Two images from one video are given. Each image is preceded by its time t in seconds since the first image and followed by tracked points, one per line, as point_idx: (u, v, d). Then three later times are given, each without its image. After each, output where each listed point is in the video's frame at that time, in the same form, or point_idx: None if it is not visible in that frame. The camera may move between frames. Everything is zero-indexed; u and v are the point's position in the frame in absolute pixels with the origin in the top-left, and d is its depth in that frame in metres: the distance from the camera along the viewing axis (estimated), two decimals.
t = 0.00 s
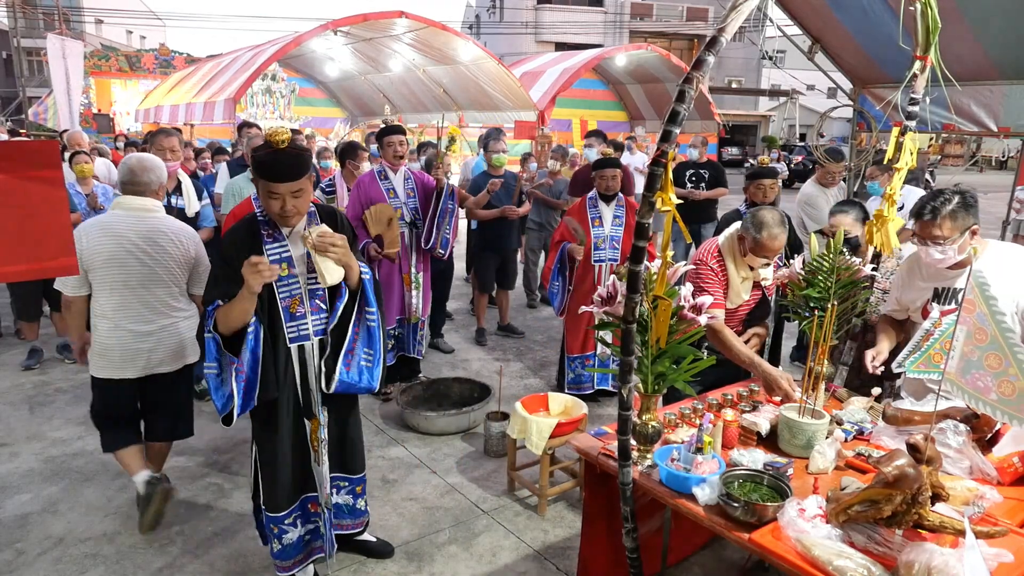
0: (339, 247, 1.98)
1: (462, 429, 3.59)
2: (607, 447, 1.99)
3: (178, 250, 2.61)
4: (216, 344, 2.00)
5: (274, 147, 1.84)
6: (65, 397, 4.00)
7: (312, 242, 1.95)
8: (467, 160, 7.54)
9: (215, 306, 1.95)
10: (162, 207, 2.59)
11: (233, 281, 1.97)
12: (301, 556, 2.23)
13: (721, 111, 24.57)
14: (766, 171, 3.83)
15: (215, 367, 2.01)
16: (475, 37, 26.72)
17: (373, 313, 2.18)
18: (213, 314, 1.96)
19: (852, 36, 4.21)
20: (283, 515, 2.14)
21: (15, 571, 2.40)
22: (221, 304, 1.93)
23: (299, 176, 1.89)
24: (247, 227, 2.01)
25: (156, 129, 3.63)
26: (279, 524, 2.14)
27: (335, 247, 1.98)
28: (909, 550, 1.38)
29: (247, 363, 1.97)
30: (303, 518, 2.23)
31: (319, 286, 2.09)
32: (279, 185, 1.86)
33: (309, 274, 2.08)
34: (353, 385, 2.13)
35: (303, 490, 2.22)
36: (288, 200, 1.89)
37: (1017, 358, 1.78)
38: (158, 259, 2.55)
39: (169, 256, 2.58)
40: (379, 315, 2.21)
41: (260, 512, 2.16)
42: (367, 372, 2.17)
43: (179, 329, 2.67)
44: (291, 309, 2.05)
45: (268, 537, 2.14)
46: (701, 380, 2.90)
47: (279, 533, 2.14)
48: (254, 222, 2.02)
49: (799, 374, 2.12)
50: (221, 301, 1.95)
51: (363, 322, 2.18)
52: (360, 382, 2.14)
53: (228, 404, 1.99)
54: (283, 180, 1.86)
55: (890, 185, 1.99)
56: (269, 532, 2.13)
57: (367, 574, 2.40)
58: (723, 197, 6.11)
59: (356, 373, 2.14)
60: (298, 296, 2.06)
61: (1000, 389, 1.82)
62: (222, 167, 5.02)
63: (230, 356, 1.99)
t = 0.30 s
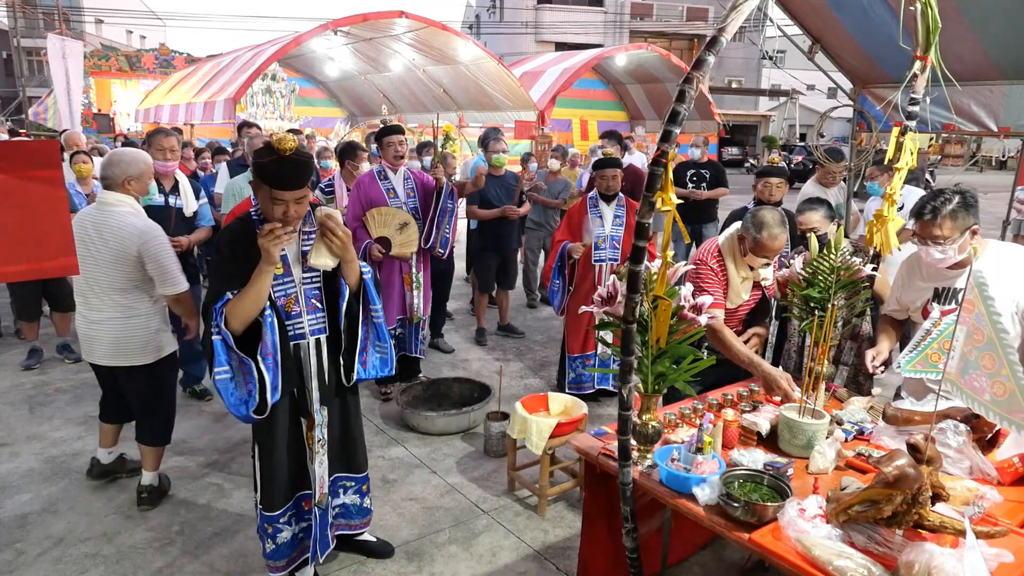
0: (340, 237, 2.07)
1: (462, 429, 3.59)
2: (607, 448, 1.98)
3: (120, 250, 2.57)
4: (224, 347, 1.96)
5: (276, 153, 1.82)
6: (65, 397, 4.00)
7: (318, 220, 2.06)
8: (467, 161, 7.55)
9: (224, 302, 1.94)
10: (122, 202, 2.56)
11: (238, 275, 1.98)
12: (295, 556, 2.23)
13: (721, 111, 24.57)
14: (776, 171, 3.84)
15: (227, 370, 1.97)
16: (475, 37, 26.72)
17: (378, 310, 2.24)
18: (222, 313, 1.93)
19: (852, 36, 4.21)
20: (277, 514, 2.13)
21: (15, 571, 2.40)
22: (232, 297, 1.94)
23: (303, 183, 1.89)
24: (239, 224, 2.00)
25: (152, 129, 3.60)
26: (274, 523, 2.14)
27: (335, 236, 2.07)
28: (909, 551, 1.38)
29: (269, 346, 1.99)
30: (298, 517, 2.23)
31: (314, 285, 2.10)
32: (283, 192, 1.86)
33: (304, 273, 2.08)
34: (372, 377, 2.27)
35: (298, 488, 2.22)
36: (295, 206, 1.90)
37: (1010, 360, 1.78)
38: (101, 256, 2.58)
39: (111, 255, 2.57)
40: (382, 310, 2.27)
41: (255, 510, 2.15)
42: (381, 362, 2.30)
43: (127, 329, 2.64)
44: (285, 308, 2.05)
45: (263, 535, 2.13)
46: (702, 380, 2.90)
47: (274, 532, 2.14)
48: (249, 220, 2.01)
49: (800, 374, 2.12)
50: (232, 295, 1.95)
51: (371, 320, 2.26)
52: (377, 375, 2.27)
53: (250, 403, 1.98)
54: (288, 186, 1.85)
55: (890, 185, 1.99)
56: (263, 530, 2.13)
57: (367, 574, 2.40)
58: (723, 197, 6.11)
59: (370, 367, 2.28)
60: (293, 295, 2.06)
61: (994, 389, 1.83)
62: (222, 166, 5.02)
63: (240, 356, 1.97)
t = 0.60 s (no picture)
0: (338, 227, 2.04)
1: (462, 429, 3.59)
2: (607, 448, 1.99)
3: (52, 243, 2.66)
4: (233, 345, 1.94)
5: (283, 169, 1.82)
6: (65, 397, 4.00)
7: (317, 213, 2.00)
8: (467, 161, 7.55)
9: (230, 303, 1.92)
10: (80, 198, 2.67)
11: (239, 274, 1.96)
12: (292, 555, 2.22)
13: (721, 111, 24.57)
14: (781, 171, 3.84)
15: (239, 369, 1.95)
16: (475, 38, 26.72)
17: (366, 309, 2.17)
18: (231, 311, 1.91)
19: (852, 36, 4.21)
20: (275, 513, 2.13)
21: (16, 571, 2.40)
22: (240, 294, 1.93)
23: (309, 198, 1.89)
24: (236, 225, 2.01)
25: (149, 128, 3.56)
26: (272, 522, 2.13)
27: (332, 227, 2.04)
28: (909, 551, 1.37)
29: (282, 338, 2.00)
30: (295, 517, 2.22)
31: (312, 285, 2.12)
32: (292, 208, 1.86)
33: (303, 273, 2.10)
34: (339, 382, 2.10)
35: (295, 488, 2.21)
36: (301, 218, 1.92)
37: (1008, 360, 1.77)
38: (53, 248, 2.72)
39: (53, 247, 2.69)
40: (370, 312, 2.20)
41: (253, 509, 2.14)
42: (357, 370, 2.15)
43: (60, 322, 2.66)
44: (285, 308, 2.05)
45: (260, 535, 2.13)
46: (702, 380, 2.90)
47: (271, 531, 2.13)
48: (249, 221, 2.01)
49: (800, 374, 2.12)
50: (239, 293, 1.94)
51: (356, 320, 2.17)
52: (349, 381, 2.11)
53: (270, 401, 1.97)
54: (297, 203, 1.86)
55: (890, 185, 1.99)
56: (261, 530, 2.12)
57: (367, 574, 2.40)
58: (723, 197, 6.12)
59: (344, 372, 2.11)
60: (292, 295, 2.07)
61: (991, 389, 1.82)
62: (222, 166, 5.02)
63: (249, 351, 1.96)
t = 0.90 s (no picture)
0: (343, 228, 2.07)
1: (462, 429, 3.59)
2: (607, 448, 1.99)
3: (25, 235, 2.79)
4: (237, 346, 1.93)
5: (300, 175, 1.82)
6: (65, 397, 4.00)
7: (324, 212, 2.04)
8: (468, 160, 7.55)
9: (236, 305, 1.91)
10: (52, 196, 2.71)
11: (240, 274, 1.96)
12: (286, 557, 2.22)
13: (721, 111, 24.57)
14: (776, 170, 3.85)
15: (242, 371, 1.94)
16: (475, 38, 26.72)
17: (364, 310, 2.17)
18: (238, 312, 1.91)
19: (852, 36, 4.21)
20: (271, 513, 2.13)
21: (16, 571, 2.40)
22: (247, 294, 1.92)
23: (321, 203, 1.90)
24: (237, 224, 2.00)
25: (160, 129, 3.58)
26: (267, 522, 2.13)
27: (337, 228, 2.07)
28: (909, 551, 1.37)
29: (287, 334, 2.03)
30: (290, 519, 2.22)
31: (313, 286, 2.12)
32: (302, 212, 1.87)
33: (304, 274, 2.09)
34: (338, 381, 2.11)
35: (291, 489, 2.21)
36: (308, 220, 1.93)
37: (1009, 360, 1.77)
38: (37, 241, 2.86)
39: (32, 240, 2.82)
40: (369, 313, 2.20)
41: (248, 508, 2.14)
42: (353, 369, 2.16)
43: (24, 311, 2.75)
44: (285, 308, 2.05)
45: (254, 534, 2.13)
46: (702, 380, 2.90)
47: (265, 531, 2.13)
48: (249, 221, 2.01)
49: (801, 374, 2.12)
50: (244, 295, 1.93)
51: (354, 320, 2.17)
52: (347, 381, 2.13)
53: (271, 403, 1.98)
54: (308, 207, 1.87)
55: (890, 185, 1.98)
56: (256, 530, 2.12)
57: (367, 574, 2.40)
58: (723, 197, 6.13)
59: (343, 371, 2.13)
60: (293, 296, 2.06)
61: (994, 389, 1.82)
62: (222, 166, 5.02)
63: (252, 356, 1.95)
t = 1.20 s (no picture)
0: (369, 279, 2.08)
1: (462, 429, 3.59)
2: (607, 448, 1.99)
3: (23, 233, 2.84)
4: (222, 356, 1.92)
5: (323, 163, 1.89)
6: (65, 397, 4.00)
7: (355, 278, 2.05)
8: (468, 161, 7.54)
9: (229, 312, 1.89)
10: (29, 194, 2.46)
11: (240, 276, 1.95)
12: (285, 562, 2.22)
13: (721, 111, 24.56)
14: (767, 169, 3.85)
15: (227, 379, 1.94)
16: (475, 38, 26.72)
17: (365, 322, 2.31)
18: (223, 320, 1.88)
19: (852, 36, 4.21)
20: (270, 518, 2.13)
21: (16, 571, 2.40)
22: (238, 308, 1.90)
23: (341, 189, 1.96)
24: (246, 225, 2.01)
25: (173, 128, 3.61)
26: (266, 527, 2.13)
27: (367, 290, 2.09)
28: (909, 550, 1.37)
29: (271, 361, 2.03)
30: (289, 522, 2.22)
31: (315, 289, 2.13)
32: (323, 195, 1.93)
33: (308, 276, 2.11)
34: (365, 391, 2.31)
35: (291, 493, 2.21)
36: (329, 208, 1.98)
37: (1014, 359, 1.77)
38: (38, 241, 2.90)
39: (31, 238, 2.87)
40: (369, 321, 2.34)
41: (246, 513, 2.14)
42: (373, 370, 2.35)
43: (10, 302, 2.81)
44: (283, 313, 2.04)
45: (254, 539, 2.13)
46: (701, 380, 2.90)
47: (264, 536, 2.13)
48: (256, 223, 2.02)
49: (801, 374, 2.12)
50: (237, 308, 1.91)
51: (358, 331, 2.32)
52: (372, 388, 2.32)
53: (259, 413, 1.95)
54: (330, 189, 1.93)
55: (890, 185, 1.98)
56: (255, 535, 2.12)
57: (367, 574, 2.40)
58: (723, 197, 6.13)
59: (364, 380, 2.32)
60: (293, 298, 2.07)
61: (997, 389, 1.82)
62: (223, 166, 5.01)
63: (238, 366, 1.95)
